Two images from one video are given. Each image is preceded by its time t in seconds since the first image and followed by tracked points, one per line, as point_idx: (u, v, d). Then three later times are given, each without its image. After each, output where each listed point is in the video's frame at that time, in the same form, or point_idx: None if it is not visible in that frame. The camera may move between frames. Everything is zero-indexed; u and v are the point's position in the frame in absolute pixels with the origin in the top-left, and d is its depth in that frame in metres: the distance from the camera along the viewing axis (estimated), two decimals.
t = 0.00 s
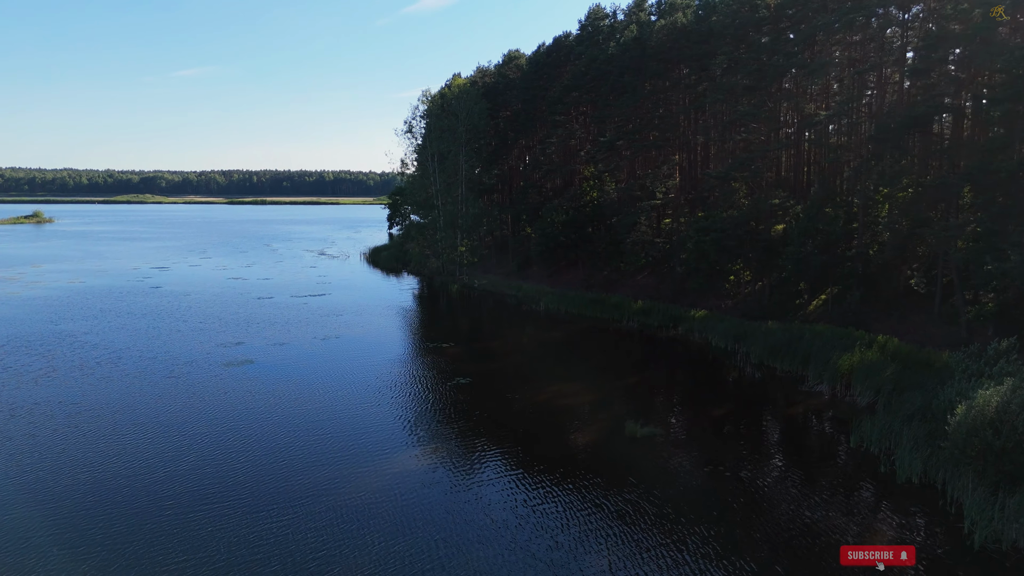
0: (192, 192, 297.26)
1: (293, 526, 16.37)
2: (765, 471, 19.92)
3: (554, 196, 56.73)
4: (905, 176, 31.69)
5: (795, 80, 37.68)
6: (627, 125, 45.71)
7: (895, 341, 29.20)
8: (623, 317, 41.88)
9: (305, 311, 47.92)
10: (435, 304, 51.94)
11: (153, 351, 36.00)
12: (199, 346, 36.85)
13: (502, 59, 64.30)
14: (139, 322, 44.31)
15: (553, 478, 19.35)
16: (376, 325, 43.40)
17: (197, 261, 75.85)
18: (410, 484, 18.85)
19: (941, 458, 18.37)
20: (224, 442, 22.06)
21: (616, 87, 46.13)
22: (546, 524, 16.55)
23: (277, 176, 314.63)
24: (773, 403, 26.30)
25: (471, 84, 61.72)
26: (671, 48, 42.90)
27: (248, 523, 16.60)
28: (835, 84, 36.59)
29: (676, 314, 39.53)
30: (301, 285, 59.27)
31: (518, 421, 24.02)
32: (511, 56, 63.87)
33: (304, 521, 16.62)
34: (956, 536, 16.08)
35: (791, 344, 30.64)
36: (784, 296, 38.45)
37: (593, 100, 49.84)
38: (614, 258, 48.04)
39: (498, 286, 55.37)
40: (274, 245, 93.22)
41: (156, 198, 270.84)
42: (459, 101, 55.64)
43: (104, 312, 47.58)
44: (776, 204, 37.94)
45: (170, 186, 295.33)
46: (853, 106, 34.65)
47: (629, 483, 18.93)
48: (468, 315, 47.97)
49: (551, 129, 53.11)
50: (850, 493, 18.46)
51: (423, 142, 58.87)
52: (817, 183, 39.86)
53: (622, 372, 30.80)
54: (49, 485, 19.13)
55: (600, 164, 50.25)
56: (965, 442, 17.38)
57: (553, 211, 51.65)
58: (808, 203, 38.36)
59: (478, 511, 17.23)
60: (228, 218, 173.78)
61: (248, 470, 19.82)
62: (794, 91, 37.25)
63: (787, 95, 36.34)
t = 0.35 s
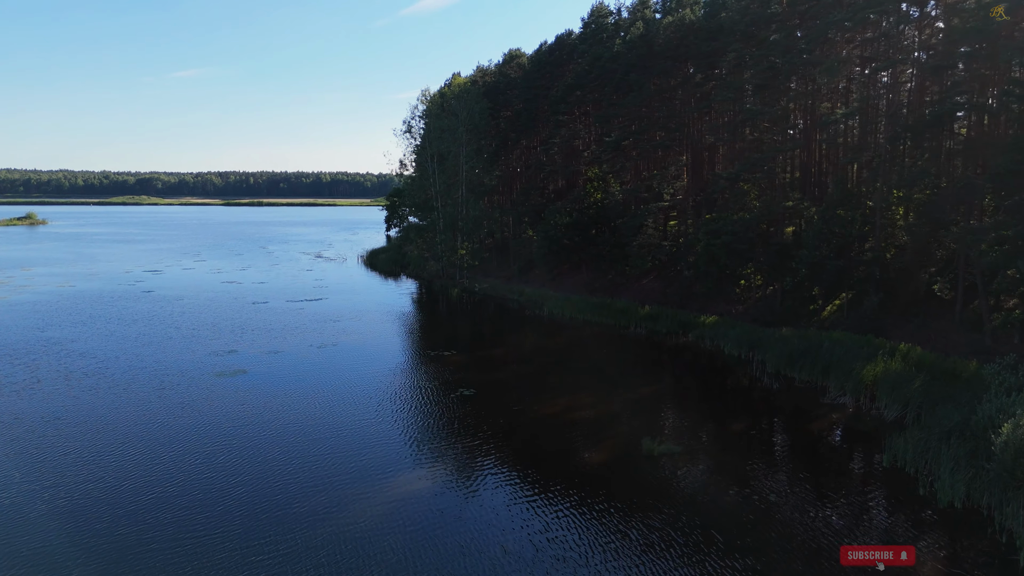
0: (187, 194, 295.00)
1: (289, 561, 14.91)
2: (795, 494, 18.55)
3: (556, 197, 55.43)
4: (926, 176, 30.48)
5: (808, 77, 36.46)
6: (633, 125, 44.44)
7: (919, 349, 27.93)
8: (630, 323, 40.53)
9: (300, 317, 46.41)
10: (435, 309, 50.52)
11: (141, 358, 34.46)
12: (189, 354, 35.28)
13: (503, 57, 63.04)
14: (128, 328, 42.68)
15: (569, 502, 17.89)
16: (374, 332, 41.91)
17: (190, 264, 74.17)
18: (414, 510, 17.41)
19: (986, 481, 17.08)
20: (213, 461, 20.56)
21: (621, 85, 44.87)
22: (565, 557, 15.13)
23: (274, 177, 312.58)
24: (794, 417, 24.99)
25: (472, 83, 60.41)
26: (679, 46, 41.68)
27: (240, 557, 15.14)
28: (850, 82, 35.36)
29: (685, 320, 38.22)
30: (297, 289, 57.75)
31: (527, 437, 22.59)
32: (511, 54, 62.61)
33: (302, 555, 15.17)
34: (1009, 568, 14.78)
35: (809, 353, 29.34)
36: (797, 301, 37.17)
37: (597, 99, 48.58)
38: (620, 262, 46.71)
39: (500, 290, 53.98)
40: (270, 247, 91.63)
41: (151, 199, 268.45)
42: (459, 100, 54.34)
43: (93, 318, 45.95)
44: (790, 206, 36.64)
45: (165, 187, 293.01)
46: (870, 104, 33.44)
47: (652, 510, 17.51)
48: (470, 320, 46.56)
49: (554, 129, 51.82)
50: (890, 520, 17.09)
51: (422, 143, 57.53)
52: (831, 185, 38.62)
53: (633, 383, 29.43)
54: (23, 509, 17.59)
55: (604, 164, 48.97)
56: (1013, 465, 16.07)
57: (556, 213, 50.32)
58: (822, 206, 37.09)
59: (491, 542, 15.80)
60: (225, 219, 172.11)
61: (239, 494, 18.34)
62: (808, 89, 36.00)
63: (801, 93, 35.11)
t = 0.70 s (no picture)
0: (183, 196, 292.91)
1: None
2: (831, 520, 17.22)
3: (560, 199, 54.18)
4: (949, 177, 29.33)
5: (824, 75, 35.30)
6: (641, 125, 43.24)
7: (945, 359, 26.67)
8: (639, 329, 39.21)
9: (297, 323, 44.85)
10: (436, 314, 49.16)
11: (130, 366, 32.84)
12: (180, 361, 33.72)
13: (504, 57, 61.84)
14: (118, 334, 41.06)
15: (589, 530, 16.52)
16: (373, 339, 40.41)
17: (184, 267, 72.56)
18: (421, 539, 15.94)
19: None
20: (202, 483, 19.04)
21: (628, 84, 43.66)
22: None
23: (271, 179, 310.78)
24: (820, 432, 23.67)
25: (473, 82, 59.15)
26: (688, 43, 40.52)
27: None
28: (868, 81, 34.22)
29: (696, 326, 36.97)
30: (294, 294, 56.26)
31: (539, 455, 21.17)
32: (513, 54, 61.43)
33: None
34: None
35: (830, 362, 28.04)
36: (812, 307, 35.92)
37: (602, 99, 47.37)
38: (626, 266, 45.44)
39: (502, 294, 52.64)
40: (266, 250, 90.02)
41: (147, 201, 266.43)
42: (460, 99, 53.07)
43: (82, 324, 44.35)
44: (805, 208, 35.43)
45: (161, 189, 290.97)
46: (889, 103, 32.29)
47: (680, 539, 16.14)
48: (471, 325, 45.21)
49: (558, 129, 50.60)
50: (938, 551, 15.77)
51: (422, 143, 56.23)
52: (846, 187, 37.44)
53: (646, 394, 28.10)
54: None
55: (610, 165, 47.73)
56: None
57: (560, 215, 49.07)
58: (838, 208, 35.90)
59: None
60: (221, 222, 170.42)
61: (230, 521, 16.83)
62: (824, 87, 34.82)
63: (817, 92, 33.92)
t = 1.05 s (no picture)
0: (179, 198, 290.81)
1: None
2: (872, 547, 15.98)
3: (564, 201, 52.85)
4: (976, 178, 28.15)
5: (842, 73, 34.08)
6: (649, 124, 41.97)
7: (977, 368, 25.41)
8: (648, 336, 37.89)
9: (295, 329, 43.40)
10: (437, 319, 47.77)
11: (120, 375, 31.33)
12: (173, 370, 32.20)
13: (506, 55, 60.49)
14: (109, 342, 39.52)
15: (616, 563, 15.11)
16: (375, 345, 38.95)
17: (179, 271, 70.89)
18: (434, 574, 14.51)
19: None
20: (193, 508, 17.55)
21: (636, 83, 42.41)
22: None
23: (267, 180, 308.85)
24: (850, 448, 22.33)
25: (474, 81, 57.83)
26: (698, 40, 39.25)
27: None
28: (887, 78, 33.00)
29: (708, 333, 35.69)
30: (291, 298, 54.77)
31: (554, 474, 19.78)
32: (515, 53, 60.12)
33: None
34: None
35: (854, 372, 26.74)
36: (829, 313, 34.66)
37: (608, 98, 46.09)
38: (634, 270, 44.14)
39: (505, 298, 51.28)
40: (262, 253, 88.38)
41: (142, 203, 264.17)
42: (462, 98, 51.75)
43: (72, 331, 42.81)
44: (822, 211, 34.18)
45: (157, 190, 288.85)
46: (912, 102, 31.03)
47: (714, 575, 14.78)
48: (475, 331, 43.85)
49: (562, 129, 49.33)
50: None
51: (423, 144, 54.92)
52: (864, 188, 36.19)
53: (661, 406, 26.77)
54: None
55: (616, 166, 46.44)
56: None
57: (565, 218, 47.75)
58: (856, 210, 34.64)
59: None
60: (218, 224, 169.06)
61: (225, 552, 15.43)
62: (842, 85, 33.61)
63: (835, 90, 32.69)
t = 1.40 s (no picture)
0: (175, 200, 288.70)
1: None
2: None
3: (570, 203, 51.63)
4: (1006, 178, 27.04)
5: (862, 70, 32.90)
6: (660, 124, 40.75)
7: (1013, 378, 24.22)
8: (661, 343, 36.62)
9: (294, 336, 41.89)
10: (441, 325, 46.43)
11: (110, 382, 29.72)
12: (166, 379, 30.62)
13: (509, 55, 59.26)
14: (99, 349, 37.90)
15: None
16: (377, 354, 37.46)
17: (173, 275, 69.21)
18: None
19: None
20: (187, 536, 15.96)
21: (645, 81, 41.22)
22: None
23: (264, 183, 307.00)
24: (887, 466, 20.96)
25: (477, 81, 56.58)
26: (711, 37, 38.09)
27: None
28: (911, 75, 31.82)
29: (723, 339, 34.43)
30: (290, 303, 53.28)
31: (574, 497, 18.36)
32: (518, 52, 58.91)
33: None
34: None
35: (882, 382, 25.52)
36: (849, 320, 33.47)
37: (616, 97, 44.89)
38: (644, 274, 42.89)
39: (510, 303, 49.95)
40: (259, 257, 86.80)
41: (137, 205, 261.94)
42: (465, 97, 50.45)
43: (62, 337, 41.17)
44: (842, 213, 33.00)
45: (153, 193, 286.76)
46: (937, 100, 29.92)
47: None
48: (480, 337, 42.52)
49: (568, 130, 48.14)
50: None
51: (425, 144, 53.62)
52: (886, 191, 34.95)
53: (682, 419, 25.40)
54: None
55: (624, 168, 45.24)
56: None
57: (572, 221, 46.51)
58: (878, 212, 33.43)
59: None
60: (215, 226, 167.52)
61: None
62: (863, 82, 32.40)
63: (856, 87, 31.55)
